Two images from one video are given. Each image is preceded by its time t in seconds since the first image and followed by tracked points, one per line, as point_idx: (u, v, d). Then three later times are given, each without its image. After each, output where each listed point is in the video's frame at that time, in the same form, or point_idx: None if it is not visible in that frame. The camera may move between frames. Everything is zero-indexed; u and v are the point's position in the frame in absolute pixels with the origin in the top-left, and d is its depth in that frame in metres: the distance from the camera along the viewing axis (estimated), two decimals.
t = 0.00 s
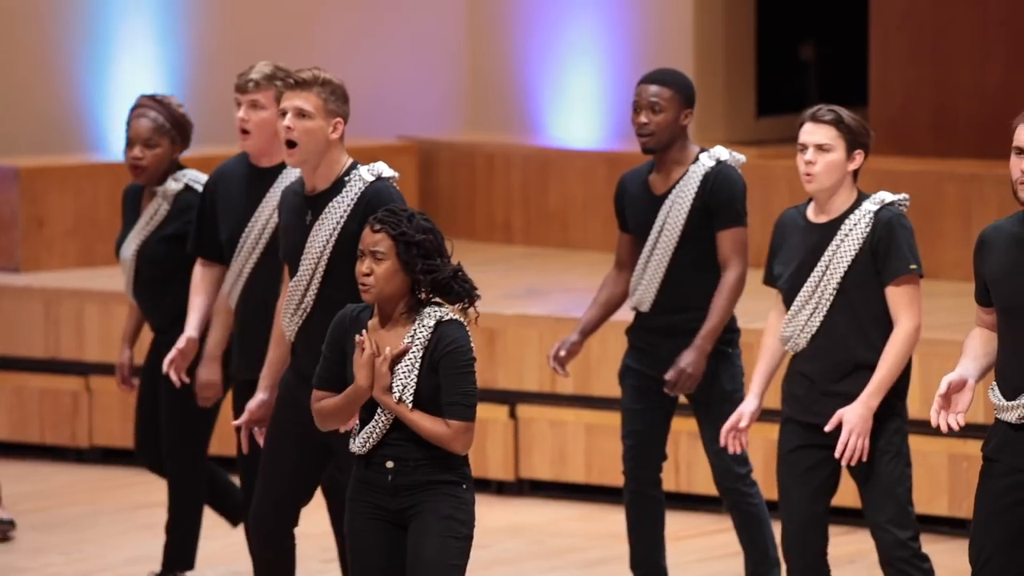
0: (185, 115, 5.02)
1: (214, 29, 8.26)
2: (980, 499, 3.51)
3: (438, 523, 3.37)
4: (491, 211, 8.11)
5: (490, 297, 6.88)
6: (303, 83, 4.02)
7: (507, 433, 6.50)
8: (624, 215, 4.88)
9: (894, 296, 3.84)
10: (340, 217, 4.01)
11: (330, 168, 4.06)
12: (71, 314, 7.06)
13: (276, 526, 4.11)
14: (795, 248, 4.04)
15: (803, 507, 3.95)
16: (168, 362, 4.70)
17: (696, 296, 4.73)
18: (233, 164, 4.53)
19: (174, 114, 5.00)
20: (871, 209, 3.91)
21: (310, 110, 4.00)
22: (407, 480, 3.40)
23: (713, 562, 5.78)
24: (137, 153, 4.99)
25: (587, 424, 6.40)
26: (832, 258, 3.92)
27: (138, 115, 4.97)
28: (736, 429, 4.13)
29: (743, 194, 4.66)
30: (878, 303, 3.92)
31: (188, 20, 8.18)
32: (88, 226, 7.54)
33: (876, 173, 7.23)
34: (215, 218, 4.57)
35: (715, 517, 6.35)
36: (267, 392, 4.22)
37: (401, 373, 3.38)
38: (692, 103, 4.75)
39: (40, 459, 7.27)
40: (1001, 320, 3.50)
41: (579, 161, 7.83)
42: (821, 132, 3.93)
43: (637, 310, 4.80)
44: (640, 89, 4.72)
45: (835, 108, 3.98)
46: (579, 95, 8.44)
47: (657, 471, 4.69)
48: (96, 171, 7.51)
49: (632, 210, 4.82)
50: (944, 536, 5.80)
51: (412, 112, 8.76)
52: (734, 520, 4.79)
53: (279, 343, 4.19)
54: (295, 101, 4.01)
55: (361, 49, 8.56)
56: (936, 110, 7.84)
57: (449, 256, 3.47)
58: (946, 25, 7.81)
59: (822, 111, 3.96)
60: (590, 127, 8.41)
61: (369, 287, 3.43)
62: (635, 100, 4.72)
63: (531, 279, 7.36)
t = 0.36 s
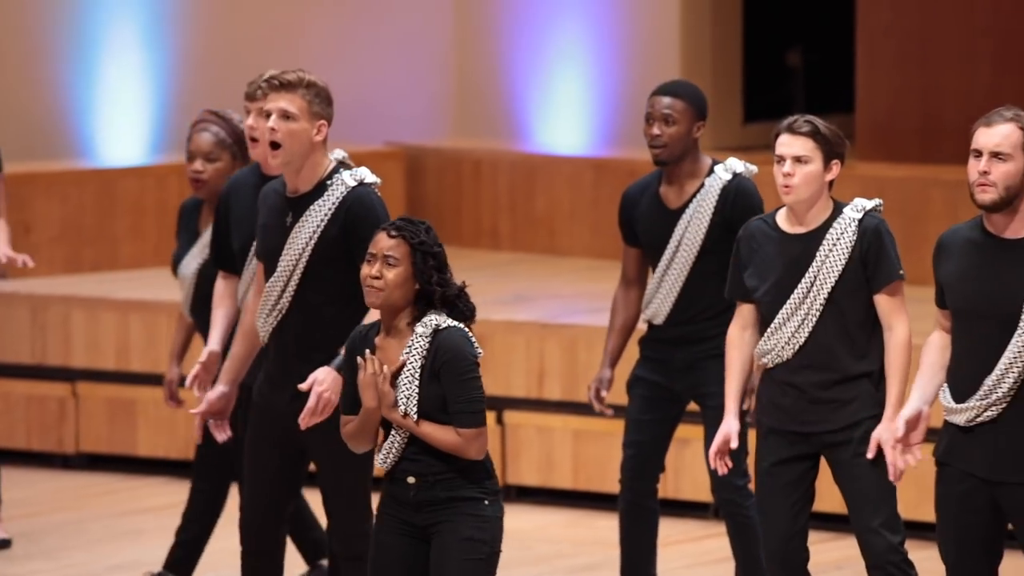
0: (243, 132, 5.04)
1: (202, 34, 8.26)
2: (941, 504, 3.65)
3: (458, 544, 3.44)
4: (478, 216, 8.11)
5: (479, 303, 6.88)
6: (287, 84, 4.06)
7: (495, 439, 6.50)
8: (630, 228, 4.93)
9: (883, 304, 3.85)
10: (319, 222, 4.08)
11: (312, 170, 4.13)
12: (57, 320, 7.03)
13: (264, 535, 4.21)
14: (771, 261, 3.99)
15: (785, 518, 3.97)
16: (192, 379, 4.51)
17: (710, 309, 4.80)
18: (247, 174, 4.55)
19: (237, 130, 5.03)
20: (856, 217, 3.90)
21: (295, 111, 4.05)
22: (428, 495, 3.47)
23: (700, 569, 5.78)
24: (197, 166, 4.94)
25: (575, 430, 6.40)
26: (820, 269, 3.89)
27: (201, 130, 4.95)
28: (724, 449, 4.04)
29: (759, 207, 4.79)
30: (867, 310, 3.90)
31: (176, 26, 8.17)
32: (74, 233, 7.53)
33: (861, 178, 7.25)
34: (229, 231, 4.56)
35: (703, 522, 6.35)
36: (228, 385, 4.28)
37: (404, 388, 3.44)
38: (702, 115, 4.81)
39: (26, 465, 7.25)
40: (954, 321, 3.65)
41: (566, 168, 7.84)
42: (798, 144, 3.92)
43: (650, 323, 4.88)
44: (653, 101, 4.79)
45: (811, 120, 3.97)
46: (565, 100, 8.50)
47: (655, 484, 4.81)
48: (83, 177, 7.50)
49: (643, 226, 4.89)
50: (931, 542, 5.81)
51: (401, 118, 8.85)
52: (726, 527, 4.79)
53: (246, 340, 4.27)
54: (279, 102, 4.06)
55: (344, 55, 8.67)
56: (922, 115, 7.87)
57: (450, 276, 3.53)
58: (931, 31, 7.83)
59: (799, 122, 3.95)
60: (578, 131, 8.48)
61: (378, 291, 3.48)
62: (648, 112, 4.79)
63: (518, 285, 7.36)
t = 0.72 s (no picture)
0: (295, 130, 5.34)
1: (193, 37, 8.25)
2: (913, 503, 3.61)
3: (483, 550, 3.41)
4: (469, 220, 8.11)
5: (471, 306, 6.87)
6: (285, 92, 4.06)
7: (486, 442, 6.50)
8: (623, 227, 4.98)
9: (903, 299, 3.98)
10: (325, 227, 4.07)
11: (314, 177, 4.13)
12: (48, 324, 7.00)
13: (259, 538, 4.12)
14: (787, 268, 4.10)
15: (800, 524, 4.01)
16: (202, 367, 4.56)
17: (706, 304, 4.82)
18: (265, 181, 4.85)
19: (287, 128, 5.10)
20: (868, 214, 4.04)
21: (295, 118, 4.04)
22: (457, 496, 3.44)
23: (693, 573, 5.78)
24: (246, 158, 5.30)
25: (567, 434, 6.40)
26: (838, 268, 4.01)
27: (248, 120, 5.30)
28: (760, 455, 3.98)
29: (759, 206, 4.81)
30: (886, 307, 4.02)
31: (166, 30, 8.16)
32: (64, 237, 7.51)
33: (851, 182, 7.26)
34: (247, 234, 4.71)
35: (695, 526, 6.36)
36: (228, 392, 4.23)
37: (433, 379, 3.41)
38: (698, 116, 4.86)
39: (16, 468, 7.24)
40: (923, 323, 3.58)
41: (558, 171, 7.84)
42: (806, 144, 4.02)
43: (642, 324, 4.90)
44: (650, 101, 4.84)
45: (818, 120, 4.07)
46: (556, 103, 8.52)
47: (651, 487, 4.84)
48: (74, 180, 7.48)
49: (637, 223, 4.92)
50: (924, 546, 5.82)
51: (390, 121, 8.84)
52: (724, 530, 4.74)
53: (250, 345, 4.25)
54: (279, 110, 4.05)
55: (337, 59, 8.65)
56: (913, 119, 7.89)
57: (483, 270, 3.50)
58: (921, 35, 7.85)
59: (805, 122, 4.05)
60: (569, 134, 8.49)
61: (402, 297, 3.47)
62: (646, 111, 4.83)
63: (509, 289, 7.36)
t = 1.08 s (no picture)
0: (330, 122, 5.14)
1: (186, 37, 8.24)
2: (920, 506, 3.60)
3: (481, 552, 3.42)
4: (465, 221, 8.11)
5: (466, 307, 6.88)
6: (277, 93, 4.09)
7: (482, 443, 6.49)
8: (605, 232, 4.98)
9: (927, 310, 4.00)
10: (315, 230, 4.08)
11: (304, 179, 4.13)
12: (44, 325, 7.00)
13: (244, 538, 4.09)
14: (817, 277, 4.15)
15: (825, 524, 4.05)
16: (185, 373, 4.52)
17: (684, 305, 4.82)
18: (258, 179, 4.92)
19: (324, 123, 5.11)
20: (892, 221, 4.07)
21: (286, 120, 4.06)
22: (454, 498, 3.47)
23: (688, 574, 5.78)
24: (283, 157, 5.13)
25: (562, 435, 6.40)
26: (863, 279, 4.05)
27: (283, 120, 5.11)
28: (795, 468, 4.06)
29: (734, 209, 4.78)
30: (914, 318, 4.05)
31: (161, 30, 8.16)
32: (60, 238, 7.51)
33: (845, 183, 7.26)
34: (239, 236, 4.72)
35: (690, 527, 6.36)
36: (232, 401, 4.31)
37: (432, 392, 3.44)
38: (677, 118, 4.85)
39: (12, 470, 7.24)
40: (932, 325, 3.58)
41: (553, 172, 7.84)
42: (826, 155, 4.05)
43: (626, 327, 4.89)
44: (627, 102, 4.83)
45: (839, 130, 4.09)
46: (552, 108, 8.54)
47: (633, 486, 4.82)
48: (70, 181, 7.47)
49: (617, 226, 4.93)
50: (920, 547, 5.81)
51: (386, 122, 8.85)
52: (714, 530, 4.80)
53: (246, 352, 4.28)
54: (270, 111, 4.08)
55: (333, 60, 8.66)
56: (909, 121, 7.90)
57: (481, 279, 3.51)
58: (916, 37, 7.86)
59: (825, 133, 4.08)
60: (566, 136, 8.51)
61: (402, 296, 3.48)
62: (623, 113, 4.82)
63: (505, 290, 7.36)
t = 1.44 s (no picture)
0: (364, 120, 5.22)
1: (187, 37, 8.25)
2: (953, 507, 3.59)
3: (437, 545, 3.45)
4: (463, 221, 8.12)
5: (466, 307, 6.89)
6: (247, 86, 4.13)
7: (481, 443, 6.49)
8: (591, 229, 4.98)
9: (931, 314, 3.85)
10: (288, 221, 4.14)
11: (275, 172, 4.18)
12: (42, 324, 7.01)
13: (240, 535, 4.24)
14: (833, 269, 4.05)
15: (821, 515, 4.00)
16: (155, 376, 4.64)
17: (664, 304, 4.83)
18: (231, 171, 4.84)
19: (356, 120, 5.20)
20: (899, 227, 3.93)
21: (256, 113, 4.11)
22: (405, 493, 3.47)
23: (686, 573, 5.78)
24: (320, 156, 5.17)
25: (560, 434, 6.41)
26: (864, 280, 3.94)
27: (321, 120, 5.17)
28: (801, 463, 4.05)
29: (710, 207, 4.78)
30: (914, 323, 3.91)
31: (161, 29, 8.17)
32: (59, 237, 7.51)
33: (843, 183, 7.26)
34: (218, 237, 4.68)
35: (688, 527, 6.36)
36: (164, 366, 4.30)
37: (400, 383, 3.46)
38: (660, 118, 4.85)
39: (10, 470, 7.24)
40: (961, 325, 3.56)
41: (551, 171, 7.85)
42: (846, 149, 3.95)
43: (608, 324, 4.91)
44: (611, 101, 4.84)
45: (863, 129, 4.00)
46: (551, 107, 8.54)
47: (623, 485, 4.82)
48: (69, 181, 7.48)
49: (600, 225, 4.92)
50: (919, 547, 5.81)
51: (387, 123, 8.86)
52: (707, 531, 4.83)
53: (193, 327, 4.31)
54: (240, 104, 4.12)
55: (332, 60, 8.66)
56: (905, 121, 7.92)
57: (448, 271, 3.54)
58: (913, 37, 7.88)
59: (849, 129, 3.98)
60: (563, 136, 8.52)
61: (374, 284, 3.50)
62: (607, 110, 4.84)
63: (502, 290, 7.36)
